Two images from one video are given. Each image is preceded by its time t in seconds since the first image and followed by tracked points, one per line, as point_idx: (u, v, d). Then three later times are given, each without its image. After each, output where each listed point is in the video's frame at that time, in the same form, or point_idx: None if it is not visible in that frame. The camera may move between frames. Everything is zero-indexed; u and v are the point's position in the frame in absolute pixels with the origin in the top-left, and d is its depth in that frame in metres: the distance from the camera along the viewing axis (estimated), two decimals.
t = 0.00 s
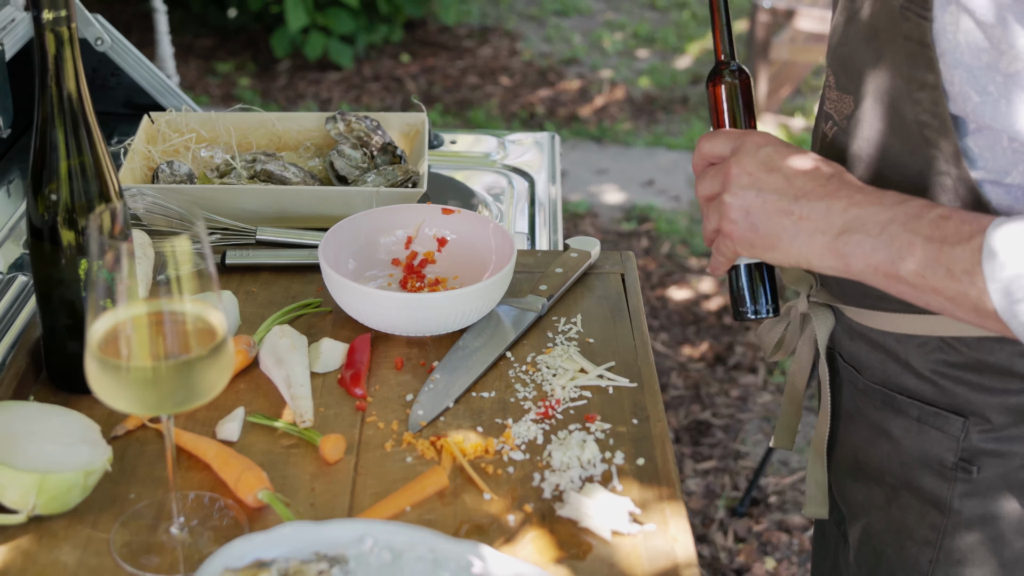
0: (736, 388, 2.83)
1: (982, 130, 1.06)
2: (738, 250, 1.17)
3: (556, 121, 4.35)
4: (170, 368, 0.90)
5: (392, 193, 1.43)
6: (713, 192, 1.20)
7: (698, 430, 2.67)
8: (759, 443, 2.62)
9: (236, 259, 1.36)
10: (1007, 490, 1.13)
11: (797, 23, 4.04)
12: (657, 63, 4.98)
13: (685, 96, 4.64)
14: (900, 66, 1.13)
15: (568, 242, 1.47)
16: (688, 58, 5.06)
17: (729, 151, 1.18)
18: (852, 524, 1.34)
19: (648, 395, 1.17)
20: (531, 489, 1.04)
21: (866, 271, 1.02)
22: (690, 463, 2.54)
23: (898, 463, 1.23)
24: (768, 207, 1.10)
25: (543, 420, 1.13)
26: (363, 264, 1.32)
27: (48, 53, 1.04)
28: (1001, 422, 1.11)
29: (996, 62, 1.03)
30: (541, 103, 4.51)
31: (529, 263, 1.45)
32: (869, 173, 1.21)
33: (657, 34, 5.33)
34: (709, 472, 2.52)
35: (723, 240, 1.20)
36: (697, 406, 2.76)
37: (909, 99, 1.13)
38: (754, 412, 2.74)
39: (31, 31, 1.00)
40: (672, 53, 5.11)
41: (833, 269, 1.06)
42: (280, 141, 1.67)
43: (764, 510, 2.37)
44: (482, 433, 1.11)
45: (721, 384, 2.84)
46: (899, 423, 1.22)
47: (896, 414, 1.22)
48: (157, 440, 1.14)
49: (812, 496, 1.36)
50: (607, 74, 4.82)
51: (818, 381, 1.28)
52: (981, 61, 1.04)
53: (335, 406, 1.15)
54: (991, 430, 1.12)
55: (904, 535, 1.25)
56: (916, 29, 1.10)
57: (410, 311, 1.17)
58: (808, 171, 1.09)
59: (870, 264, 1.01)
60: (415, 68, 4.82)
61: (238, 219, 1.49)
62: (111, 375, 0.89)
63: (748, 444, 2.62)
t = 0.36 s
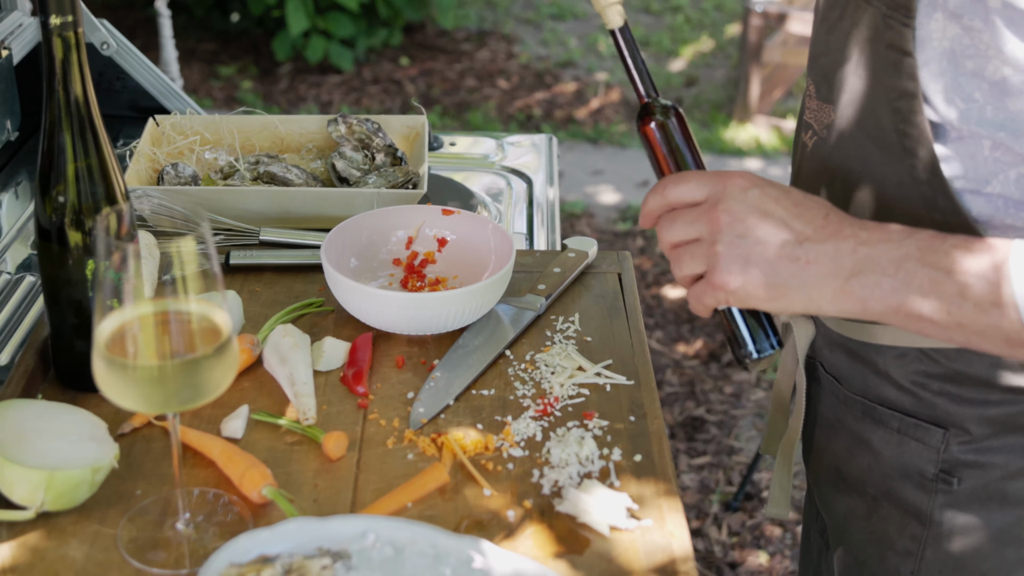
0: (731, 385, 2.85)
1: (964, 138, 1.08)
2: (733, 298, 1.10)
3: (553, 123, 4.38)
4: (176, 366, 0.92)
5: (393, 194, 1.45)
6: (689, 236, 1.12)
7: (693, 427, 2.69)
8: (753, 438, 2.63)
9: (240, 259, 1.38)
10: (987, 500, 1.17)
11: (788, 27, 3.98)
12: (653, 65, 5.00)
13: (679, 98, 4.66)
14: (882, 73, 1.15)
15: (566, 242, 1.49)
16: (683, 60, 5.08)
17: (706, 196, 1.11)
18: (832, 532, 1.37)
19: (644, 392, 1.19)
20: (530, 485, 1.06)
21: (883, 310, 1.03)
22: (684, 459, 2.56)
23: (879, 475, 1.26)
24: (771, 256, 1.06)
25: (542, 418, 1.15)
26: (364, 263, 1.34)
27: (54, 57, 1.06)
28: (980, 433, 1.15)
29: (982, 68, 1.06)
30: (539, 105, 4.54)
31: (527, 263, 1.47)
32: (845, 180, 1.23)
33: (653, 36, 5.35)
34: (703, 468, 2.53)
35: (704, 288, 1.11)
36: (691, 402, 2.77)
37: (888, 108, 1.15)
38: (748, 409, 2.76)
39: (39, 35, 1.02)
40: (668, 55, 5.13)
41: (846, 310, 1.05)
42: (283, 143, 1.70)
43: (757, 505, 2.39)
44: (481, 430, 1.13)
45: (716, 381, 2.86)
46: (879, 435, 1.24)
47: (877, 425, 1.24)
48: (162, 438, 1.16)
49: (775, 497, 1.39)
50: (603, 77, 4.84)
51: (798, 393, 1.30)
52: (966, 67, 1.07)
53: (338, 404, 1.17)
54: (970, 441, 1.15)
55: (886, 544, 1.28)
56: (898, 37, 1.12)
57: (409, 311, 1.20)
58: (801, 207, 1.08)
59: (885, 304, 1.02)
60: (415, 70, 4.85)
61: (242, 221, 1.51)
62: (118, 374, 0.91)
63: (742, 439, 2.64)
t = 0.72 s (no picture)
0: (730, 386, 2.84)
1: (946, 126, 1.08)
2: (666, 245, 0.99)
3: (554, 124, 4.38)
4: (176, 368, 0.92)
5: (393, 194, 1.45)
6: (617, 189, 1.04)
7: (693, 427, 2.68)
8: (753, 438, 2.63)
9: (240, 260, 1.38)
10: (979, 509, 1.18)
11: (787, 27, 3.97)
12: (652, 66, 5.00)
13: (678, 99, 4.66)
14: (870, 67, 1.14)
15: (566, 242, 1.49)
16: (682, 61, 5.08)
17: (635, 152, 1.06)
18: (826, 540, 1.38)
19: (644, 392, 1.19)
20: (530, 485, 1.05)
21: (823, 267, 0.95)
22: (684, 459, 2.56)
23: (871, 482, 1.26)
24: (712, 200, 0.99)
25: (542, 418, 1.15)
26: (363, 264, 1.34)
27: (53, 57, 1.06)
28: (971, 439, 1.15)
29: (956, 51, 1.07)
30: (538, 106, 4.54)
31: (527, 263, 1.47)
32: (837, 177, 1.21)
33: (651, 37, 5.35)
34: (704, 468, 2.53)
35: (636, 233, 1.01)
36: (692, 403, 2.77)
37: (875, 100, 1.14)
38: (748, 408, 2.75)
39: (37, 36, 1.02)
40: (667, 56, 5.13)
41: (784, 267, 0.97)
42: (283, 144, 1.69)
43: (758, 505, 2.39)
44: (481, 431, 1.13)
45: (715, 381, 2.86)
46: (871, 441, 1.24)
47: (868, 431, 1.24)
48: (162, 439, 1.16)
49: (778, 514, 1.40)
50: (602, 78, 4.84)
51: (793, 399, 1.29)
52: (942, 50, 1.08)
53: (337, 404, 1.17)
54: (961, 448, 1.16)
55: (879, 551, 1.28)
56: (882, 28, 1.13)
57: (408, 311, 1.19)
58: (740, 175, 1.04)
59: (826, 258, 0.95)
60: (415, 71, 4.85)
61: (241, 221, 1.50)
62: (117, 376, 0.91)
63: (742, 439, 2.63)
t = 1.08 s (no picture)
0: (729, 389, 2.84)
1: (946, 117, 1.06)
2: (622, 248, 0.97)
3: (552, 127, 4.38)
4: (171, 376, 0.92)
5: (390, 199, 1.44)
6: (569, 216, 1.04)
7: (691, 430, 2.68)
8: (751, 441, 2.62)
9: (236, 266, 1.38)
10: (981, 509, 1.17)
11: (786, 30, 3.99)
12: (649, 69, 4.99)
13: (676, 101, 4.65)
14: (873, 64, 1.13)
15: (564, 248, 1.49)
16: (680, 63, 5.08)
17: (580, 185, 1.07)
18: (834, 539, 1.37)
19: (641, 398, 1.19)
20: (528, 492, 1.05)
21: (774, 257, 0.93)
22: (683, 462, 2.56)
23: (875, 482, 1.25)
24: (661, 205, 0.99)
25: (539, 424, 1.14)
26: (359, 270, 1.33)
27: (49, 63, 1.06)
28: (973, 439, 1.14)
29: (949, 43, 1.05)
30: (535, 109, 4.54)
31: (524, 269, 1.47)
32: (843, 176, 1.19)
33: (649, 40, 5.35)
34: (702, 471, 2.53)
35: (590, 245, 0.99)
36: (690, 406, 2.77)
37: (879, 95, 1.12)
38: (746, 411, 2.74)
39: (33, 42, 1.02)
40: (664, 59, 5.13)
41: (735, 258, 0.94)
42: (280, 149, 1.69)
43: (757, 508, 2.39)
44: (478, 437, 1.12)
45: (713, 384, 2.86)
46: (875, 442, 1.23)
47: (873, 432, 1.23)
48: (159, 445, 1.15)
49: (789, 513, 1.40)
50: (600, 80, 4.83)
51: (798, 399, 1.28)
52: (937, 42, 1.06)
53: (335, 410, 1.16)
54: (963, 447, 1.15)
55: (883, 550, 1.28)
56: (881, 24, 1.11)
57: (406, 317, 1.19)
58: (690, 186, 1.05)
59: (772, 247, 0.93)
60: (413, 74, 4.84)
61: (239, 226, 1.50)
62: (113, 382, 0.91)
63: (741, 442, 2.63)
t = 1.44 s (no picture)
0: (725, 393, 2.82)
1: (943, 123, 1.04)
2: (607, 214, 0.97)
3: (547, 131, 4.36)
4: (165, 393, 0.90)
5: (383, 210, 1.43)
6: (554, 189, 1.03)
7: (687, 435, 2.67)
8: (747, 446, 2.61)
9: (230, 277, 1.37)
10: (978, 514, 1.15)
11: (781, 33, 4.07)
12: (645, 73, 4.97)
13: (673, 105, 4.63)
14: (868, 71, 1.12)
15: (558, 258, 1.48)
16: (675, 67, 5.07)
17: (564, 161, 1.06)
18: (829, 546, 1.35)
19: (636, 409, 1.17)
20: (522, 505, 1.04)
21: (760, 234, 0.93)
22: (679, 468, 2.54)
23: (871, 488, 1.23)
24: (648, 177, 0.98)
25: (534, 437, 1.13)
26: (353, 282, 1.33)
27: (42, 80, 1.05)
28: (970, 445, 1.12)
29: (943, 48, 1.00)
30: (531, 113, 4.52)
31: (519, 279, 1.46)
32: (844, 184, 1.18)
33: (644, 44, 5.33)
34: (698, 477, 2.51)
35: (579, 214, 0.99)
36: (686, 411, 2.75)
37: (876, 101, 1.11)
38: (743, 416, 2.73)
39: (26, 58, 1.01)
40: (660, 63, 5.11)
41: (719, 232, 0.94)
42: (274, 158, 1.68)
43: (753, 513, 2.37)
44: (473, 451, 1.11)
45: (709, 389, 2.84)
46: (871, 448, 1.21)
47: (868, 438, 1.21)
48: (152, 460, 1.15)
49: (777, 513, 1.39)
50: (595, 84, 4.82)
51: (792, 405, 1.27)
52: (932, 48, 1.01)
53: (329, 424, 1.16)
54: (959, 453, 1.13)
55: (880, 557, 1.26)
56: (879, 31, 1.10)
57: (400, 328, 1.18)
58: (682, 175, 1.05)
59: (761, 219, 0.93)
60: (409, 78, 4.83)
61: (233, 237, 1.49)
62: (105, 400, 0.90)
63: (737, 447, 2.61)
